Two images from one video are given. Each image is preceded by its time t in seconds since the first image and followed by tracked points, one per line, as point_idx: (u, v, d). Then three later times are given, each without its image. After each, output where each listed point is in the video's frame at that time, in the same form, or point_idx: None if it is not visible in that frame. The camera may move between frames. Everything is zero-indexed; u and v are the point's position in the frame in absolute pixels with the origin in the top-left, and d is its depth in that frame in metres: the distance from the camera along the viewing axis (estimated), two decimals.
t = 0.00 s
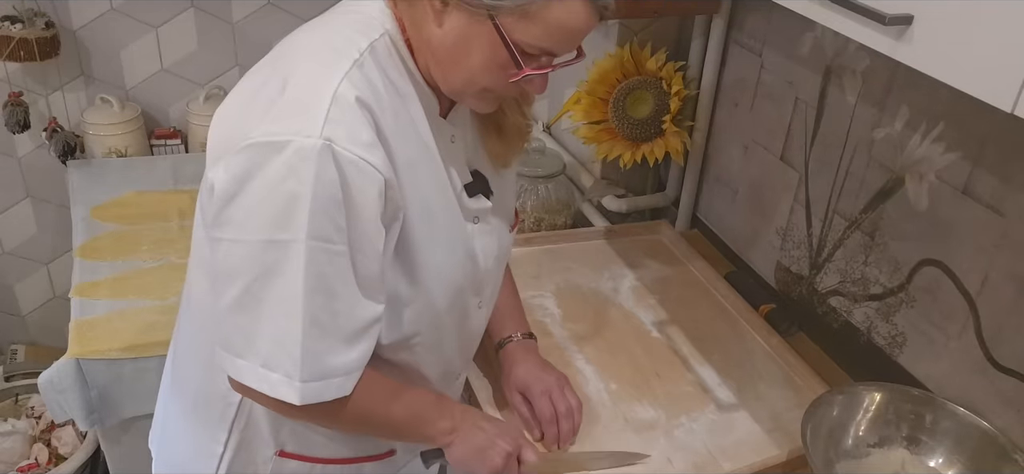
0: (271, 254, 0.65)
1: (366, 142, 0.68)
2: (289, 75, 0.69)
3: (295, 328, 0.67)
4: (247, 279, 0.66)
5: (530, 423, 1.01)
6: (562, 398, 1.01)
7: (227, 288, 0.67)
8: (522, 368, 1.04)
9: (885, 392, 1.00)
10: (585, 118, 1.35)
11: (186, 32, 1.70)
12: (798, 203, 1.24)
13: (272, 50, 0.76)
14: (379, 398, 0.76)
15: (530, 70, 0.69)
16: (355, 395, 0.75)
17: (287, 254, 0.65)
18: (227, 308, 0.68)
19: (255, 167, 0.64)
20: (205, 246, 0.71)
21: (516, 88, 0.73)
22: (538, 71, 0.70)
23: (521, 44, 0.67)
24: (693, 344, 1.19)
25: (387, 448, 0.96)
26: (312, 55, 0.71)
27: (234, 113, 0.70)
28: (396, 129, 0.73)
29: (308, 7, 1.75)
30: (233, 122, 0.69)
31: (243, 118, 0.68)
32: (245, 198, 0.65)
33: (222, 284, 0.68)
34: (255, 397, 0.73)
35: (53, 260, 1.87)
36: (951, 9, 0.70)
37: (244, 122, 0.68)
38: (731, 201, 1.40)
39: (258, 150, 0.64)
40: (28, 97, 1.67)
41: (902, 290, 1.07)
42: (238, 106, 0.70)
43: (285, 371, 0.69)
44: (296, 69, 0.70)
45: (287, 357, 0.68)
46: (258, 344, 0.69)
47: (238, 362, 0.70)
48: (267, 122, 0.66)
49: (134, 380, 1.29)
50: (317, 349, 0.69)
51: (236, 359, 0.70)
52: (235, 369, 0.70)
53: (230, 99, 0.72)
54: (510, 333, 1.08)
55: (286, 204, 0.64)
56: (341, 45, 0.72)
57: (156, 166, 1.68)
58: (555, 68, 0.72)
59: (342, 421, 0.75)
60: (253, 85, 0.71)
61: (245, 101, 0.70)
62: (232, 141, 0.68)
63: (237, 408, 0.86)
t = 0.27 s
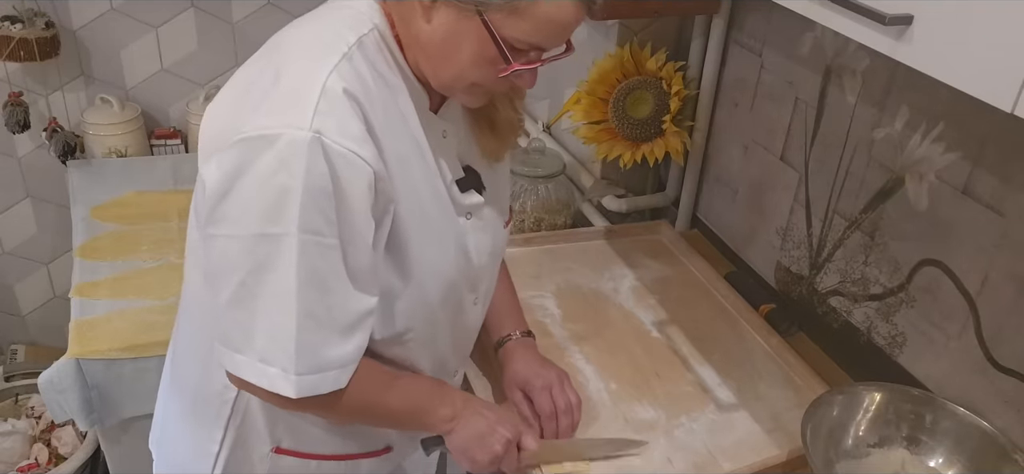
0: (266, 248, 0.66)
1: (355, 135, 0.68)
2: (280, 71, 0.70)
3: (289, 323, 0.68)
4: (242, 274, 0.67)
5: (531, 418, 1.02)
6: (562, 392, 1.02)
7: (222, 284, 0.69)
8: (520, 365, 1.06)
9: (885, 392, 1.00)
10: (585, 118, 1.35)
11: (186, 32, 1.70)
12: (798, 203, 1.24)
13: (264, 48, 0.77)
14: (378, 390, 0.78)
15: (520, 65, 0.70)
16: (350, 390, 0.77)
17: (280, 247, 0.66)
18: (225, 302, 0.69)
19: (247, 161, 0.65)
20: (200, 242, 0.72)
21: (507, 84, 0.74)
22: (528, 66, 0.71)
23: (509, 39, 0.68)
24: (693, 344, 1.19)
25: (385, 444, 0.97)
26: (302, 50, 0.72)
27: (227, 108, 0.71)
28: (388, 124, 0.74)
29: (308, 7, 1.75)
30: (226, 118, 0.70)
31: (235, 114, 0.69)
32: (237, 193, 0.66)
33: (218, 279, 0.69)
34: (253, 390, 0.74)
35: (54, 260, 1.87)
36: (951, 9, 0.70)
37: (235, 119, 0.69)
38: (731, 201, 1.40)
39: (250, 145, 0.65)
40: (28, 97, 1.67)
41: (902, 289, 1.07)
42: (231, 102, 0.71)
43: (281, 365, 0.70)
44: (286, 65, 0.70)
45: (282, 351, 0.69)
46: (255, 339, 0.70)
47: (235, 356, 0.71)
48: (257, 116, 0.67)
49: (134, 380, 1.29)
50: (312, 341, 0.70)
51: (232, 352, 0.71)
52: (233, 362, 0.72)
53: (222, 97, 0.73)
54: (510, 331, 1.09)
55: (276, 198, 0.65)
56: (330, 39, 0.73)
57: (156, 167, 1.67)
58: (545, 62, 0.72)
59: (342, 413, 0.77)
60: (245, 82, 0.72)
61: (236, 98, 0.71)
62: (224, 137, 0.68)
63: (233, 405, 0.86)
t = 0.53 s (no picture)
0: (262, 240, 0.66)
1: (347, 125, 0.69)
2: (272, 64, 0.70)
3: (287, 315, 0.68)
4: (241, 268, 0.68)
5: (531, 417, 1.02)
6: (562, 391, 1.02)
7: (220, 278, 0.69)
8: (519, 364, 1.05)
9: (885, 392, 1.00)
10: (585, 118, 1.35)
11: (186, 32, 1.70)
12: (798, 203, 1.24)
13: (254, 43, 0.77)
14: (377, 381, 0.79)
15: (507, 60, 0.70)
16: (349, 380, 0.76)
17: (276, 239, 0.66)
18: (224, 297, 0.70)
19: (240, 153, 0.65)
20: (195, 238, 0.72)
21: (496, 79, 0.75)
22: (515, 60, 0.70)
23: (496, 33, 0.68)
24: (693, 344, 1.19)
25: (380, 441, 0.96)
26: (292, 44, 0.72)
27: (218, 103, 0.71)
28: (379, 116, 0.74)
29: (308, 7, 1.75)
30: (218, 112, 0.70)
31: (227, 108, 0.69)
32: (232, 185, 0.66)
33: (217, 273, 0.69)
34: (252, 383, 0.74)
35: (54, 260, 1.87)
36: (952, 9, 0.70)
37: (228, 113, 0.69)
38: (731, 201, 1.40)
39: (243, 137, 0.65)
40: (28, 97, 1.67)
41: (902, 289, 1.07)
42: (223, 96, 0.71)
43: (280, 358, 0.70)
44: (278, 58, 0.71)
45: (282, 343, 0.69)
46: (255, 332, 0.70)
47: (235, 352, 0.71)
48: (249, 109, 0.67)
49: (134, 380, 1.29)
50: (313, 332, 0.70)
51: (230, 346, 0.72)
52: (233, 356, 0.72)
53: (214, 92, 0.73)
54: (508, 331, 1.09)
55: (270, 189, 0.65)
56: (321, 32, 0.73)
57: (156, 167, 1.67)
58: (534, 57, 0.72)
59: (340, 406, 0.77)
60: (237, 76, 0.72)
61: (228, 92, 0.71)
62: (216, 131, 0.68)
63: (230, 400, 0.86)
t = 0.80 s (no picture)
0: (259, 234, 0.66)
1: (342, 118, 0.69)
2: (268, 59, 0.70)
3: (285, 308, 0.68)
4: (237, 263, 0.68)
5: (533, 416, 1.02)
6: (564, 389, 1.02)
7: (217, 273, 0.69)
8: (521, 363, 1.06)
9: (885, 392, 1.00)
10: (585, 118, 1.35)
11: (186, 32, 1.70)
12: (798, 203, 1.24)
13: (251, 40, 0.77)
14: (376, 376, 0.79)
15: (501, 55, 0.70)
16: (348, 375, 0.77)
17: (273, 232, 0.66)
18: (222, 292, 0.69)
19: (236, 148, 0.66)
20: (193, 235, 0.72)
21: (489, 75, 0.75)
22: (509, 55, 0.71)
23: (490, 28, 0.69)
24: (693, 344, 1.19)
25: (380, 438, 0.97)
26: (287, 39, 0.72)
27: (215, 99, 0.71)
28: (375, 111, 0.74)
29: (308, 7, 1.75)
30: (214, 108, 0.70)
31: (223, 104, 0.69)
32: (229, 180, 0.66)
33: (215, 269, 0.69)
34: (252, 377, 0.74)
35: (54, 260, 1.87)
36: (952, 9, 0.70)
37: (224, 108, 0.69)
38: (731, 201, 1.40)
39: (239, 132, 0.66)
40: (28, 97, 1.67)
41: (902, 289, 1.07)
42: (220, 92, 0.71)
43: (279, 351, 0.70)
44: (273, 53, 0.71)
45: (281, 337, 0.69)
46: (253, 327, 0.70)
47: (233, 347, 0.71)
48: (244, 104, 0.67)
49: (134, 379, 1.29)
50: (309, 325, 0.70)
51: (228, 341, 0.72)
52: (231, 351, 0.72)
53: (211, 88, 0.73)
54: (508, 329, 1.09)
55: (266, 182, 0.65)
56: (315, 27, 0.73)
57: (156, 167, 1.68)
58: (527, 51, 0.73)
59: (340, 400, 0.78)
60: (233, 72, 0.72)
61: (225, 88, 0.71)
62: (213, 126, 0.68)
63: (228, 396, 0.86)
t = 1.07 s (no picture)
0: (258, 228, 0.66)
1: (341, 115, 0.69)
2: (266, 55, 0.70)
3: (283, 303, 0.68)
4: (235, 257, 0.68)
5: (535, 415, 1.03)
6: (565, 389, 1.02)
7: (217, 268, 0.69)
8: (522, 363, 1.06)
9: (885, 392, 1.00)
10: (585, 118, 1.35)
11: (186, 32, 1.70)
12: (798, 203, 1.24)
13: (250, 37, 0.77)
14: (375, 373, 0.79)
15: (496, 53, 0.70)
16: (346, 371, 0.77)
17: (271, 226, 0.66)
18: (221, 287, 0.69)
19: (234, 143, 0.66)
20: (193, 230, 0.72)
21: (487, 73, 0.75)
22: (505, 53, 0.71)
23: (486, 26, 0.69)
24: (694, 344, 1.19)
25: (380, 435, 0.98)
26: (285, 35, 0.72)
27: (214, 95, 0.71)
28: (373, 108, 0.74)
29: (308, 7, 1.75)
30: (213, 104, 0.70)
31: (222, 100, 0.69)
32: (228, 174, 0.66)
33: (214, 263, 0.69)
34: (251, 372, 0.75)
35: (54, 260, 1.87)
36: (952, 9, 0.70)
37: (223, 104, 0.69)
38: (731, 202, 1.40)
39: (237, 128, 0.66)
40: (28, 97, 1.67)
41: (902, 289, 1.07)
42: (218, 88, 0.71)
43: (278, 346, 0.70)
44: (271, 49, 0.71)
45: (280, 331, 0.69)
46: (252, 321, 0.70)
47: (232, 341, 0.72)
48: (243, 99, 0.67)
49: (134, 379, 1.29)
50: (307, 320, 0.70)
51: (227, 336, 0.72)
52: (231, 346, 0.72)
53: (210, 84, 0.73)
54: (510, 328, 1.09)
55: (264, 177, 0.65)
56: (314, 25, 0.73)
57: (157, 167, 1.68)
58: (524, 50, 0.73)
59: (338, 396, 0.78)
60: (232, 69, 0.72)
61: (224, 84, 0.71)
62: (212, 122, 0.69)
63: (228, 393, 0.86)
